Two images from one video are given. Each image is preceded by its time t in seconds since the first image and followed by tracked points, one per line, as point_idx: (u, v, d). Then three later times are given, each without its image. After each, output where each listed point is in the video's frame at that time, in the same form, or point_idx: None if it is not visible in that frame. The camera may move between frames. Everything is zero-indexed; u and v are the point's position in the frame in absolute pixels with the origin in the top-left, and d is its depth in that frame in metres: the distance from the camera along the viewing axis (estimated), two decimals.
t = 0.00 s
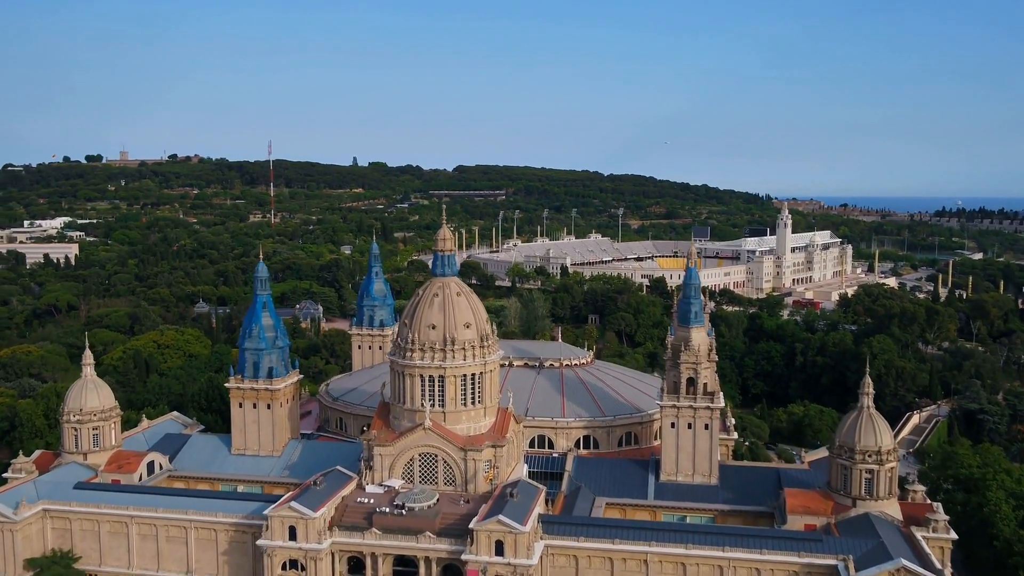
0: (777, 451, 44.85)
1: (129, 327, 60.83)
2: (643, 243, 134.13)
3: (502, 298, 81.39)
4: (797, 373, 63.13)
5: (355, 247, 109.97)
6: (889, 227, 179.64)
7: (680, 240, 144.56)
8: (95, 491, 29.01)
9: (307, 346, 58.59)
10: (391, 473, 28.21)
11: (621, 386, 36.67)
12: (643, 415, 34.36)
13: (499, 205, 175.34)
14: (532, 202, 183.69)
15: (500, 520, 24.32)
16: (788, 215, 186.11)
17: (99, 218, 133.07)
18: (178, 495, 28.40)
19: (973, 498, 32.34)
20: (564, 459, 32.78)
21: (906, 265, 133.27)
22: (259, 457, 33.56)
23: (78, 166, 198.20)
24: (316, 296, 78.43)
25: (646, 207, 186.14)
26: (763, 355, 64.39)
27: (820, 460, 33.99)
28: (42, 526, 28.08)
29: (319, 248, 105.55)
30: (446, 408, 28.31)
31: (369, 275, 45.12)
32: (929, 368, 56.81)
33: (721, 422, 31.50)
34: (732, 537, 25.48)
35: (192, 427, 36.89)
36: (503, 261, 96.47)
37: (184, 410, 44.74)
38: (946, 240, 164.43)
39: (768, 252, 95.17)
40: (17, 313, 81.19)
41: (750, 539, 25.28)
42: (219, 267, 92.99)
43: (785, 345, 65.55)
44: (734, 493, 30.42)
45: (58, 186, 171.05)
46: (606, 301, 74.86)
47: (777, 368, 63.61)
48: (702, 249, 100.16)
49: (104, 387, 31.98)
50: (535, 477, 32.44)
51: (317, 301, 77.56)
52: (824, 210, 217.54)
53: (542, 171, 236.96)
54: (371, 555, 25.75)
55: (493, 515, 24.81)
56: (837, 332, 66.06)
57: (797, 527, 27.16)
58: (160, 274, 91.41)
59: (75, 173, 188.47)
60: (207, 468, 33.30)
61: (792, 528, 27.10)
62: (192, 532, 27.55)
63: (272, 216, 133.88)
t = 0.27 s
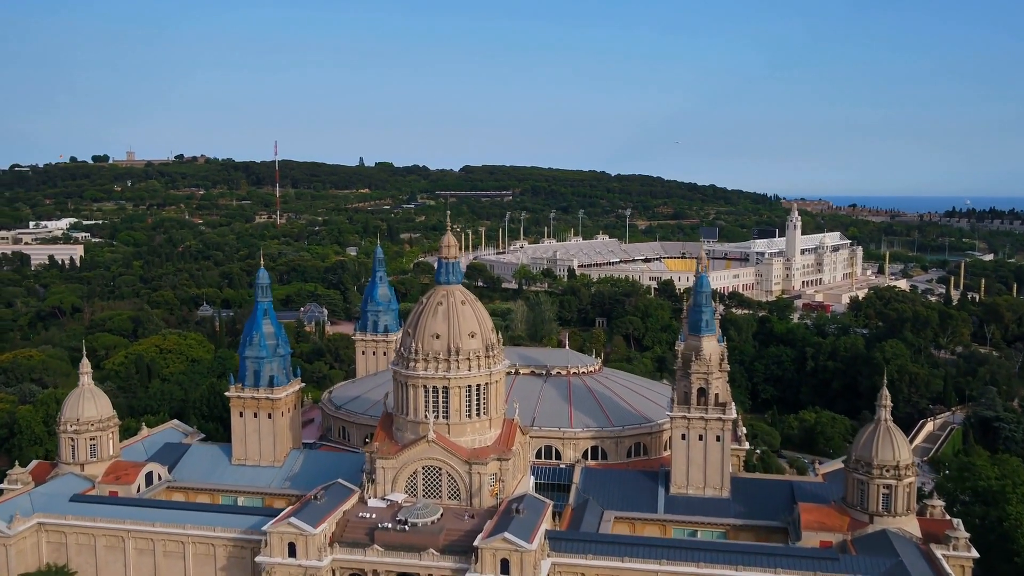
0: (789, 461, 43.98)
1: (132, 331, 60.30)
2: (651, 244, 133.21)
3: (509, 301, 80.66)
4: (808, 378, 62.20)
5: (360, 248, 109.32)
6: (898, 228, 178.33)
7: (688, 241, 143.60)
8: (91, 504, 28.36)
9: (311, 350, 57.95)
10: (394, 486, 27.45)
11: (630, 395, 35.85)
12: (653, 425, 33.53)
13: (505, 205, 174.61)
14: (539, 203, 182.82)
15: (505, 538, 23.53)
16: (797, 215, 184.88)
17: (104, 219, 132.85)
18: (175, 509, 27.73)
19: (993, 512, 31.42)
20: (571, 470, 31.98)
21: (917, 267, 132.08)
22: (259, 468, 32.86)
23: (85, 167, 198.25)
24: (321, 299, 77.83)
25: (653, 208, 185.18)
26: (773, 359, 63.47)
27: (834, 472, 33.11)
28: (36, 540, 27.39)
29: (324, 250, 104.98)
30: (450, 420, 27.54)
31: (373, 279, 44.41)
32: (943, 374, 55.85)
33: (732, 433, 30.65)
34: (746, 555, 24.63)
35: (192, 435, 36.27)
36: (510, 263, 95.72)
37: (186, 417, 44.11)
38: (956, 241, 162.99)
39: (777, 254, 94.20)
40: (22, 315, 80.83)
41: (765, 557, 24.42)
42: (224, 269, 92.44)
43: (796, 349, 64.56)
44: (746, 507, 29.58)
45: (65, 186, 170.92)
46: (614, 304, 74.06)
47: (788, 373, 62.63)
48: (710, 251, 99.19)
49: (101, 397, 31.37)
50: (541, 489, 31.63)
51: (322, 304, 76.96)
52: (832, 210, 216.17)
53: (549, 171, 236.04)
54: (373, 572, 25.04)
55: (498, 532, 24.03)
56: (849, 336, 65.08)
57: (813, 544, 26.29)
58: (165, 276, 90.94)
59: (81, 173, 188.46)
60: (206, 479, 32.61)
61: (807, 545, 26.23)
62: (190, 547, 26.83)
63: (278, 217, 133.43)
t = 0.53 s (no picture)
0: (804, 471, 43.09)
1: (137, 335, 59.87)
2: (661, 245, 132.24)
3: (517, 303, 79.89)
4: (821, 384, 61.20)
5: (368, 250, 108.77)
6: (910, 229, 176.76)
7: (698, 242, 142.52)
8: (89, 518, 27.76)
9: (317, 355, 57.32)
10: (398, 501, 26.72)
11: (642, 405, 35.02)
12: (665, 436, 32.69)
13: (514, 206, 173.85)
14: (548, 203, 181.93)
15: (513, 558, 22.78)
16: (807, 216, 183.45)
17: (113, 220, 132.78)
18: (175, 523, 27.11)
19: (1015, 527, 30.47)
20: (580, 483, 31.18)
21: (930, 268, 130.65)
22: (262, 479, 32.18)
23: (94, 168, 198.59)
24: (328, 302, 77.24)
25: (663, 208, 184.11)
26: (786, 364, 62.47)
27: (851, 485, 32.21)
28: (33, 554, 26.75)
29: (332, 252, 104.45)
30: (456, 433, 26.79)
31: (379, 285, 43.66)
32: (959, 381, 54.83)
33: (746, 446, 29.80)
34: None
35: (194, 445, 35.66)
36: (518, 266, 94.96)
37: (190, 424, 43.52)
38: (969, 242, 161.35)
39: (789, 256, 93.13)
40: (28, 318, 80.55)
41: None
42: (231, 271, 92.05)
43: (809, 354, 63.57)
44: (761, 522, 28.74)
45: (73, 187, 171.10)
46: (623, 308, 73.21)
47: (800, 379, 61.64)
48: (721, 252, 98.17)
49: (100, 407, 30.81)
50: (550, 502, 30.85)
51: (329, 307, 76.36)
52: (843, 211, 214.60)
53: (558, 171, 235.08)
54: None
55: (506, 551, 23.27)
56: (862, 340, 64.04)
57: (830, 563, 25.39)
58: (172, 278, 90.57)
59: (90, 174, 188.72)
60: (208, 491, 31.92)
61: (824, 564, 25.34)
62: (189, 563, 26.17)
63: (286, 219, 133.07)
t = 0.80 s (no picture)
0: (816, 480, 42.23)
1: (140, 339, 59.35)
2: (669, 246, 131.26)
3: (523, 306, 79.15)
4: (833, 390, 60.27)
5: (374, 251, 108.15)
6: (920, 229, 175.47)
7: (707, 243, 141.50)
8: (85, 532, 27.08)
9: (321, 360, 56.68)
10: (401, 517, 25.99)
11: (651, 415, 34.21)
12: (674, 448, 31.88)
13: (521, 207, 173.13)
14: (555, 204, 181.06)
15: None
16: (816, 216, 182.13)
17: (119, 221, 132.52)
18: (172, 539, 26.43)
19: None
20: (588, 496, 30.38)
21: (941, 269, 129.42)
22: (262, 491, 31.47)
23: (101, 168, 198.66)
24: (333, 304, 76.63)
25: (671, 209, 183.15)
26: (796, 369, 61.54)
27: (866, 499, 31.32)
28: (26, 570, 26.09)
29: (338, 253, 103.93)
30: (460, 447, 26.04)
31: (383, 290, 43.01)
32: (974, 387, 53.91)
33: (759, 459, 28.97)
34: None
35: (194, 454, 35.03)
36: (525, 267, 94.20)
37: (191, 432, 42.90)
38: (980, 242, 159.93)
39: (799, 258, 92.16)
40: (32, 320, 80.18)
41: None
42: (236, 273, 91.55)
43: (820, 359, 62.63)
44: (774, 538, 27.91)
45: (80, 187, 171.00)
46: (631, 311, 72.39)
47: (811, 384, 60.70)
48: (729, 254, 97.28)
49: (98, 417, 30.20)
50: (557, 516, 30.06)
51: (334, 310, 75.76)
52: (852, 211, 213.27)
53: (565, 171, 234.14)
54: None
55: (510, 572, 22.51)
56: (874, 345, 63.08)
57: None
58: (177, 280, 90.07)
59: (97, 174, 188.72)
60: (206, 503, 31.21)
61: None
62: None
63: (292, 220, 132.57)
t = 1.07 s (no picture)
0: (828, 490, 41.36)
1: (142, 343, 58.76)
2: (676, 248, 130.36)
3: (529, 309, 78.37)
4: (843, 395, 59.30)
5: (379, 253, 107.50)
6: (929, 230, 174.08)
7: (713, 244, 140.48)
8: (79, 547, 26.41)
9: (324, 365, 55.99)
10: (402, 533, 25.24)
11: (659, 426, 33.41)
12: (684, 460, 31.07)
13: (527, 208, 172.33)
14: (561, 205, 180.19)
15: None
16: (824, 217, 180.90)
17: (123, 222, 132.18)
18: (168, 555, 25.71)
19: None
20: (594, 509, 29.58)
21: (950, 271, 128.16)
22: (261, 503, 30.76)
23: (106, 168, 198.50)
24: (337, 307, 75.94)
25: (678, 209, 182.16)
26: (806, 375, 60.56)
27: (881, 513, 30.45)
28: None
29: (342, 255, 103.26)
30: (463, 461, 25.28)
31: (387, 295, 42.35)
32: (988, 394, 52.95)
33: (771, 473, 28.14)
34: None
35: (193, 464, 34.42)
36: (531, 269, 93.38)
37: (191, 440, 42.22)
38: (990, 244, 158.60)
39: (808, 261, 91.15)
40: (35, 323, 79.69)
41: None
42: (240, 275, 91.00)
43: (830, 364, 61.73)
44: (786, 555, 27.10)
45: (85, 188, 170.77)
46: (638, 315, 71.55)
47: (821, 390, 59.78)
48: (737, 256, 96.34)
49: (94, 428, 29.55)
50: (563, 530, 29.30)
51: (338, 313, 75.10)
52: (860, 212, 211.84)
53: (571, 171, 233.23)
54: None
55: None
56: (885, 350, 62.15)
57: None
58: (180, 282, 89.57)
59: (103, 175, 188.55)
60: (204, 515, 30.49)
61: None
62: None
63: (296, 221, 132.02)
